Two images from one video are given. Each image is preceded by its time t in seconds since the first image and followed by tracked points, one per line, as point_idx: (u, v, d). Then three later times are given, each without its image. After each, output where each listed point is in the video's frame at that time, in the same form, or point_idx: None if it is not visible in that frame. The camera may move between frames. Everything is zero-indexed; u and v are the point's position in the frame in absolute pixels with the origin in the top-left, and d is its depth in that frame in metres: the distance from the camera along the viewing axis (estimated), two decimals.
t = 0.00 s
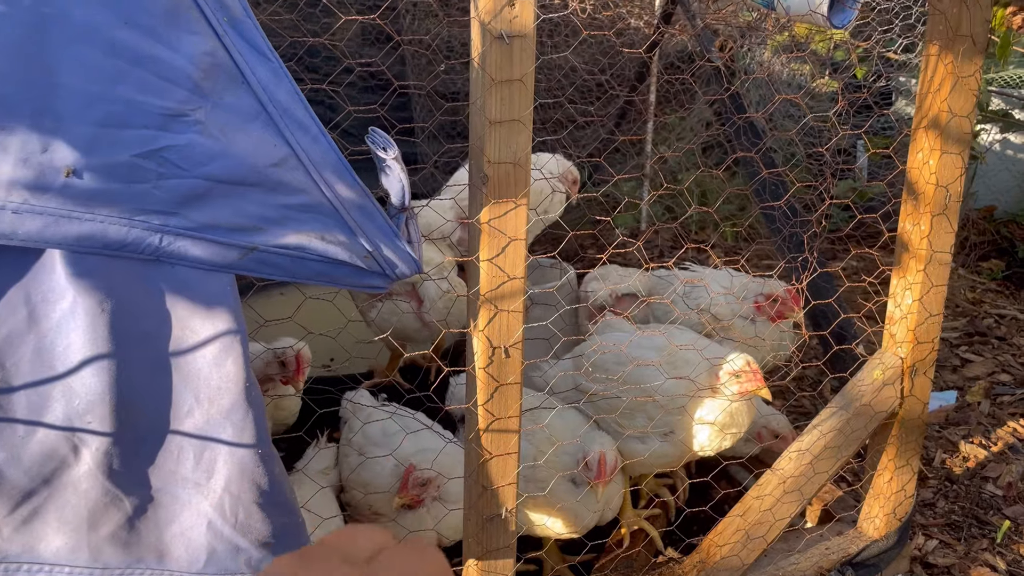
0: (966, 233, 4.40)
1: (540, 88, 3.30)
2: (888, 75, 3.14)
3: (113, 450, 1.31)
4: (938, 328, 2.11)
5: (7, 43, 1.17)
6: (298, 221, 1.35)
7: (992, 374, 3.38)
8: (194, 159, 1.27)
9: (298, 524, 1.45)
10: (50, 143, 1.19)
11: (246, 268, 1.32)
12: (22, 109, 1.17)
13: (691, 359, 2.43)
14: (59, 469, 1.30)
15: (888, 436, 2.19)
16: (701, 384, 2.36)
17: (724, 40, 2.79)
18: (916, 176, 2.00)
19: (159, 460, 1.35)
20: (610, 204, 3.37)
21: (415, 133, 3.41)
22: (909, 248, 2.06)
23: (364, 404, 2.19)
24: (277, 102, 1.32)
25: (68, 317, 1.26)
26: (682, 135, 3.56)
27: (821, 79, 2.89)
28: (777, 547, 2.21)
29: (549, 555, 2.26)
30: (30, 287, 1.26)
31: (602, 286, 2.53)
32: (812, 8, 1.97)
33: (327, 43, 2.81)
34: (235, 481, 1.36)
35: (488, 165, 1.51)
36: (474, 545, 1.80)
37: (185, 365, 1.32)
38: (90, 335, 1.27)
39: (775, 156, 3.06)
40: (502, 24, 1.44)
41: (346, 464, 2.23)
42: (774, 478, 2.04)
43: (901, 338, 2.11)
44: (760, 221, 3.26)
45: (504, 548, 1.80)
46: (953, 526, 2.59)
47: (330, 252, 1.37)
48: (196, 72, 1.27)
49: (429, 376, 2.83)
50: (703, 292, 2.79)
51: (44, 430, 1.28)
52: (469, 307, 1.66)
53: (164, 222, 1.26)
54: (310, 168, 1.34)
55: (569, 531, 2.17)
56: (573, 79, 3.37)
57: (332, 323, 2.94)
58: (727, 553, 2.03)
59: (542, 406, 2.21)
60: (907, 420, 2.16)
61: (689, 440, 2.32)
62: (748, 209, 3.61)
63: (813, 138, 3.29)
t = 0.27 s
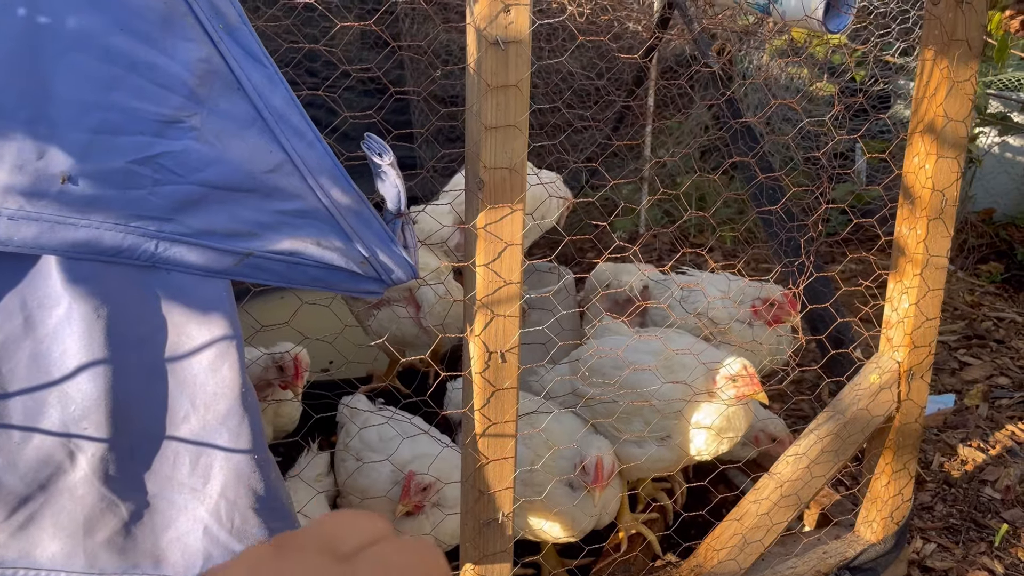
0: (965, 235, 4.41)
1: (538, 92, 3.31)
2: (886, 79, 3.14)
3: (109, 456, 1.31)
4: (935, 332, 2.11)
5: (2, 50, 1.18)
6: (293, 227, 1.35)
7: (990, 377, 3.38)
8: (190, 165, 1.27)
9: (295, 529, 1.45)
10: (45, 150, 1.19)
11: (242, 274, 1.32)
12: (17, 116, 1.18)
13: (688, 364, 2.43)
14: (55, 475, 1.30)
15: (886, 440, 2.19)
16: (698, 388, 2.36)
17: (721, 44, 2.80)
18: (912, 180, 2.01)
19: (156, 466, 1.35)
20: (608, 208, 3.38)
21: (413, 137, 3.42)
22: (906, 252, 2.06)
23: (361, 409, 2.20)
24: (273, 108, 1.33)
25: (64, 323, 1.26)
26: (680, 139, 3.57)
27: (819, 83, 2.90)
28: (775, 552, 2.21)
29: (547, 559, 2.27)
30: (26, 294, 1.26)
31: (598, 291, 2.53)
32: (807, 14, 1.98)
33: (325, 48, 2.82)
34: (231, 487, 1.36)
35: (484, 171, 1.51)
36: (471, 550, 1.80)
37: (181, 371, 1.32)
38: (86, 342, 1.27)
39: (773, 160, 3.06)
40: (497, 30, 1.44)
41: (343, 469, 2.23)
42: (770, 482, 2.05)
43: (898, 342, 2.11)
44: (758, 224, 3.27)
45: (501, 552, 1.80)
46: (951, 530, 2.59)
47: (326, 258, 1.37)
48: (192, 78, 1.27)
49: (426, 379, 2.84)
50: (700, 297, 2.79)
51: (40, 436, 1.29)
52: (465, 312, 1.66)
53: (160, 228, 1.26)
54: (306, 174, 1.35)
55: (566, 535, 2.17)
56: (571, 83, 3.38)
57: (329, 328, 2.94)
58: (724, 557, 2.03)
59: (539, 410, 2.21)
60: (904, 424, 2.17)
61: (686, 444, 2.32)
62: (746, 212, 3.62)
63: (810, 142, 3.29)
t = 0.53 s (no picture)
0: (965, 237, 4.41)
1: (537, 96, 3.32)
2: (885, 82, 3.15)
3: (109, 458, 1.32)
4: (932, 335, 2.11)
5: (3, 56, 1.18)
6: (292, 231, 1.36)
7: (989, 380, 3.39)
8: (190, 170, 1.28)
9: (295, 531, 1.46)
10: (46, 155, 1.20)
11: (241, 278, 1.33)
12: (18, 121, 1.19)
13: (686, 367, 2.43)
14: (56, 477, 1.31)
15: (883, 442, 2.19)
16: (696, 391, 2.37)
17: (719, 48, 2.81)
18: (909, 184, 2.01)
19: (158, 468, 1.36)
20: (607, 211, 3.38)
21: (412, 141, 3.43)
22: (903, 255, 2.06)
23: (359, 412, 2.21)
24: (272, 113, 1.34)
25: (64, 327, 1.27)
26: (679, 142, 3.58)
27: (817, 86, 2.90)
28: (773, 554, 2.21)
29: (546, 561, 2.27)
30: (26, 298, 1.27)
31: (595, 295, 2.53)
32: (804, 18, 1.99)
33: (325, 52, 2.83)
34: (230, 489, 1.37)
35: (482, 175, 1.52)
36: (470, 552, 1.80)
37: (181, 374, 1.33)
38: (86, 345, 1.28)
39: (771, 163, 3.07)
40: (494, 35, 1.45)
41: (342, 472, 2.24)
42: (769, 485, 2.05)
43: (895, 345, 2.11)
44: (756, 227, 3.28)
45: (500, 555, 1.81)
46: (950, 532, 2.60)
47: (324, 261, 1.38)
48: (191, 83, 1.28)
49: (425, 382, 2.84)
50: (699, 300, 2.80)
51: (41, 439, 1.29)
52: (463, 316, 1.67)
53: (160, 232, 1.27)
54: (305, 178, 1.36)
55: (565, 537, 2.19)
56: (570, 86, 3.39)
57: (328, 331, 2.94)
58: (722, 560, 2.04)
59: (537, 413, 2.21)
60: (902, 426, 2.17)
61: (684, 447, 2.32)
62: (745, 215, 3.63)
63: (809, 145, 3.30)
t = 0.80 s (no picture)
0: (967, 239, 4.41)
1: (538, 97, 3.32)
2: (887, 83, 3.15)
3: (110, 460, 1.31)
4: (935, 336, 2.11)
5: (4, 57, 1.18)
6: (294, 232, 1.36)
7: (992, 381, 3.38)
8: (191, 170, 1.28)
9: (296, 532, 1.46)
10: (47, 156, 1.20)
11: (243, 279, 1.33)
12: (19, 122, 1.18)
13: (688, 367, 2.43)
14: (57, 479, 1.30)
15: (887, 444, 2.19)
16: (698, 392, 2.36)
17: (721, 49, 2.81)
18: (912, 185, 2.01)
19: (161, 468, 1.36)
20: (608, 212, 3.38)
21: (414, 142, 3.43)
22: (906, 256, 2.06)
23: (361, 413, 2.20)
24: (273, 114, 1.33)
25: (65, 328, 1.27)
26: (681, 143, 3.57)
27: (820, 87, 2.90)
28: (776, 556, 2.21)
29: (548, 563, 2.27)
30: (27, 299, 1.26)
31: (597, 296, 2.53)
32: (806, 18, 1.98)
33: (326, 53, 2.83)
34: (231, 491, 1.37)
35: (484, 175, 1.51)
36: (472, 554, 1.80)
37: (183, 375, 1.33)
38: (87, 346, 1.27)
39: (774, 164, 3.07)
40: (497, 35, 1.44)
41: (344, 474, 2.23)
42: (772, 486, 2.05)
43: (898, 346, 2.11)
44: (758, 228, 3.27)
45: (502, 557, 1.81)
46: (953, 533, 2.59)
47: (326, 262, 1.38)
48: (193, 84, 1.28)
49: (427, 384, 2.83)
50: (701, 301, 2.79)
51: (42, 440, 1.29)
52: (465, 317, 1.66)
53: (161, 233, 1.27)
54: (306, 178, 1.35)
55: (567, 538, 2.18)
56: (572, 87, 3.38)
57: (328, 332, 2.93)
58: (725, 561, 2.03)
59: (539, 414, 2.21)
60: (905, 428, 2.17)
61: (686, 448, 2.32)
62: (747, 217, 3.62)
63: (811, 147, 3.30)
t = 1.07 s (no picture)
0: (969, 241, 4.41)
1: (542, 99, 3.33)
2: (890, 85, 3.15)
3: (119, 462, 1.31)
4: (938, 338, 2.11)
5: (14, 60, 1.19)
6: (301, 234, 1.37)
7: (994, 383, 3.38)
8: (199, 173, 1.28)
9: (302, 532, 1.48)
10: (57, 159, 1.20)
11: (251, 281, 1.34)
12: (28, 124, 1.19)
13: (692, 369, 2.44)
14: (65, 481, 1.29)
15: (890, 445, 2.19)
16: (701, 394, 2.37)
17: (724, 52, 2.81)
18: (916, 187, 2.02)
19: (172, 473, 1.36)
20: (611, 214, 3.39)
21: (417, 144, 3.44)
22: (909, 258, 2.07)
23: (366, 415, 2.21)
24: (281, 117, 1.35)
25: (74, 330, 1.27)
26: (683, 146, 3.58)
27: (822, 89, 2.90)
28: (780, 557, 2.21)
29: (552, 564, 2.27)
30: (36, 301, 1.27)
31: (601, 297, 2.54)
32: (811, 21, 1.99)
33: (331, 56, 2.84)
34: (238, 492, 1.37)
35: (490, 177, 1.52)
36: (477, 555, 1.80)
37: (191, 376, 1.34)
38: (95, 348, 1.27)
39: (776, 167, 3.07)
40: (503, 38, 1.45)
41: (349, 475, 2.24)
42: (776, 488, 2.05)
43: (902, 348, 2.12)
44: (762, 230, 3.28)
45: (506, 558, 1.81)
46: (956, 535, 2.59)
47: (333, 264, 1.39)
48: (201, 87, 1.29)
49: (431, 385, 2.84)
50: (705, 303, 2.80)
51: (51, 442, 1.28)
52: (471, 318, 1.67)
53: (170, 235, 1.27)
54: (314, 181, 1.36)
55: (570, 540, 2.19)
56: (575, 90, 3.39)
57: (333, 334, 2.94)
58: (729, 563, 2.04)
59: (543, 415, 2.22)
60: (908, 429, 2.17)
61: (690, 449, 2.32)
62: (749, 219, 3.63)
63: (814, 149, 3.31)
